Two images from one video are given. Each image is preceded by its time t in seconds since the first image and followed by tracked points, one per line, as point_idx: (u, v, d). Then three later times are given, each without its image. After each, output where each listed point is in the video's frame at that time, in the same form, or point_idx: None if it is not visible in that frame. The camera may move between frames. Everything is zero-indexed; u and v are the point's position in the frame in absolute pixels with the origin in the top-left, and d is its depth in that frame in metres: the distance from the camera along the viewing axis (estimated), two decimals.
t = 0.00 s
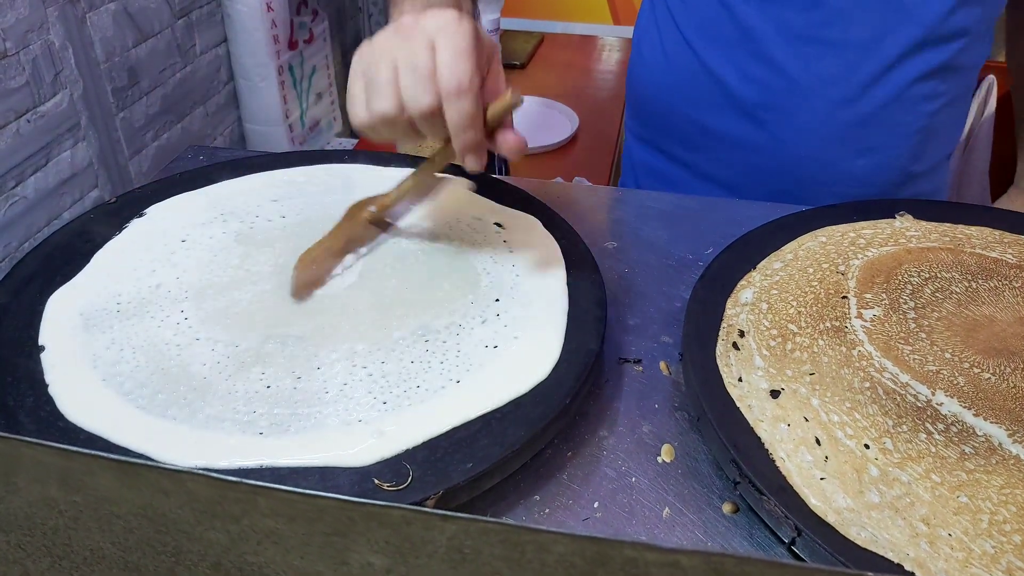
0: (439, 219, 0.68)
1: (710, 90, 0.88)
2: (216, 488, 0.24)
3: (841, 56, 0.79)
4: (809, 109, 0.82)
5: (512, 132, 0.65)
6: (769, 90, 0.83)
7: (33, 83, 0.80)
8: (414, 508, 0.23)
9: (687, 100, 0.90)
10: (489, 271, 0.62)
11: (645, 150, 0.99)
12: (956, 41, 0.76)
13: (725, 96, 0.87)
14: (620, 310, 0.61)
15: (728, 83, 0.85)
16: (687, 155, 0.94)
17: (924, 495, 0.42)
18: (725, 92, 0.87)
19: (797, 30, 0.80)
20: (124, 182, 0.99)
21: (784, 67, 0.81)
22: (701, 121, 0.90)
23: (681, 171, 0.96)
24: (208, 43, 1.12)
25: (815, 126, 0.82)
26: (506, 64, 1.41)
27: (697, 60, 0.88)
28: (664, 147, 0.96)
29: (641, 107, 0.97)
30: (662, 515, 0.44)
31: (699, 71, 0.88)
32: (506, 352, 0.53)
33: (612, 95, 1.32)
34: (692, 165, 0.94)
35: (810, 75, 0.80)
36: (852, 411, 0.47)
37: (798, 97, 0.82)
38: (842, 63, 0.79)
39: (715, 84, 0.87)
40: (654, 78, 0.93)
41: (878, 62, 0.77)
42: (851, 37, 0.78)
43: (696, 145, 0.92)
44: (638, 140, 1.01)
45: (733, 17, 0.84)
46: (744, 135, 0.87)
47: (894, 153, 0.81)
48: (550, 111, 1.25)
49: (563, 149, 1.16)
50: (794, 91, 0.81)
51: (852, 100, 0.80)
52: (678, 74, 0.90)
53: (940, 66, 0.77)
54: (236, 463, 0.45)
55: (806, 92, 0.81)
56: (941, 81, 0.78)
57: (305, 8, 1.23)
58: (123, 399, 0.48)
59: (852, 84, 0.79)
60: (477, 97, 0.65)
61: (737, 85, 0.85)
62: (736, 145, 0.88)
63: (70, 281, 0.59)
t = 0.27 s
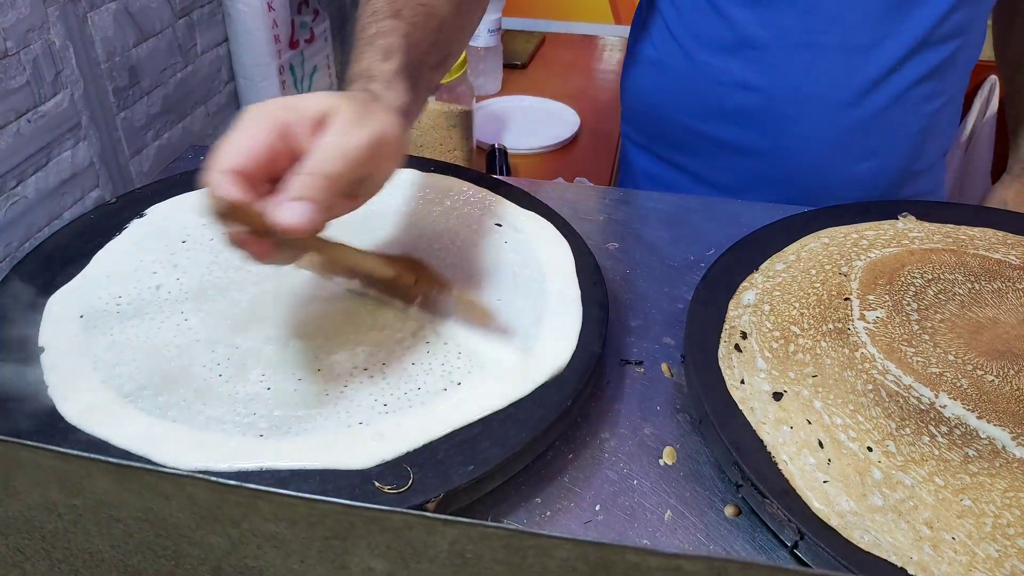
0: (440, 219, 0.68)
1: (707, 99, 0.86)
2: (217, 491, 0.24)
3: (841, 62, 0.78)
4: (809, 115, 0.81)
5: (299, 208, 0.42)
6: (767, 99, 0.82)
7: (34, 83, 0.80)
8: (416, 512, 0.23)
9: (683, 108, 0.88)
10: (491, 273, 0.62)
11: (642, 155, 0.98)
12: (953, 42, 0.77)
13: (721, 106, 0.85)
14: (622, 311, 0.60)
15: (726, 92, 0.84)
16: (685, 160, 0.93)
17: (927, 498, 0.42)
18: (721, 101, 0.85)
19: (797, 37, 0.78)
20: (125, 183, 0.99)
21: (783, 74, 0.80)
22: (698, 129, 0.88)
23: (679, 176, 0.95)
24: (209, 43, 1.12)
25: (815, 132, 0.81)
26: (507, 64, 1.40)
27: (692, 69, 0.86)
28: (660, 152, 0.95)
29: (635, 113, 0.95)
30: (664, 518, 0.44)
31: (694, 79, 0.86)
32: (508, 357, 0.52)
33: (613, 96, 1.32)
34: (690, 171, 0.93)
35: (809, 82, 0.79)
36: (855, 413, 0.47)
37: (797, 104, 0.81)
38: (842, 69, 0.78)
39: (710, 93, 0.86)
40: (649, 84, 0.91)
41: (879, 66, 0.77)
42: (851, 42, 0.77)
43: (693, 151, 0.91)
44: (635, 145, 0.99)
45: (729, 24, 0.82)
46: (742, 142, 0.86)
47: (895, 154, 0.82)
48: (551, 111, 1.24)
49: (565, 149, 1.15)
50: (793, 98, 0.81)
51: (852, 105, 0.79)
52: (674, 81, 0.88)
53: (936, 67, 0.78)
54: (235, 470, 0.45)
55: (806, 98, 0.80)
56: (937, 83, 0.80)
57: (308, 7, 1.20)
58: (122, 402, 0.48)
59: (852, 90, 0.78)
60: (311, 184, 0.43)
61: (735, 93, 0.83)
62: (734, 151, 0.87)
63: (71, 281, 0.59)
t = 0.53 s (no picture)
0: (440, 220, 0.68)
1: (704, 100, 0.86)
2: (216, 493, 0.24)
3: (840, 63, 0.78)
4: (806, 116, 0.81)
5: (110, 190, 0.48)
6: (766, 100, 0.82)
7: (34, 83, 0.80)
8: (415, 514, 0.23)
9: (681, 108, 0.88)
10: (490, 274, 0.62)
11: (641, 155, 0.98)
12: (949, 42, 0.77)
13: (719, 106, 0.85)
14: (622, 311, 0.60)
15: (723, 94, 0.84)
16: (684, 160, 0.93)
17: (928, 499, 0.42)
18: (720, 102, 0.85)
19: (795, 38, 0.78)
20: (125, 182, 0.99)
21: (781, 75, 0.80)
22: (697, 130, 0.88)
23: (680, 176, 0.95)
24: (209, 43, 1.12)
25: (814, 133, 0.81)
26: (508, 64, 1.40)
27: (690, 69, 0.86)
28: (660, 151, 0.96)
29: (635, 113, 0.95)
30: (664, 519, 0.44)
31: (692, 80, 0.86)
32: (507, 359, 0.52)
33: (614, 95, 1.31)
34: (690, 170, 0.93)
35: (808, 83, 0.79)
36: (856, 414, 0.47)
37: (796, 105, 0.81)
38: (841, 70, 0.78)
39: (708, 94, 0.85)
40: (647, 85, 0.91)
41: (876, 68, 0.77)
42: (848, 43, 0.77)
43: (692, 151, 0.92)
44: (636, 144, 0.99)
45: (727, 24, 0.82)
46: (740, 142, 0.86)
47: (893, 154, 0.82)
48: (551, 110, 1.24)
49: (565, 149, 1.15)
50: (792, 100, 0.80)
51: (851, 106, 0.79)
52: (672, 81, 0.88)
53: (935, 66, 0.78)
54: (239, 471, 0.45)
55: (803, 100, 0.80)
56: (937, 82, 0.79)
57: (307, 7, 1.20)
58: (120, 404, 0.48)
59: (851, 91, 0.78)
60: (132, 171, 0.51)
61: (732, 95, 0.83)
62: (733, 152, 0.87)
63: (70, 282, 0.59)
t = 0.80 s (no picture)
0: (441, 218, 0.68)
1: (706, 91, 0.87)
2: (214, 494, 0.24)
3: (838, 57, 0.78)
4: (805, 110, 0.81)
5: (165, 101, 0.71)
6: (764, 91, 0.82)
7: (33, 81, 0.80)
8: (413, 515, 0.23)
9: (682, 100, 0.89)
10: (489, 272, 0.61)
11: (642, 149, 0.99)
12: (952, 40, 0.75)
13: (718, 97, 0.87)
14: (621, 310, 0.60)
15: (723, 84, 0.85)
16: (686, 154, 0.94)
17: (928, 497, 0.42)
18: (719, 93, 0.86)
19: (793, 30, 0.79)
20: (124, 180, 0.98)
21: (778, 67, 0.81)
22: (698, 121, 0.89)
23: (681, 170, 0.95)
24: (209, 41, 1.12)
25: (812, 127, 0.81)
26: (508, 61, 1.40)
27: (690, 59, 0.87)
28: (661, 145, 0.96)
29: (639, 106, 0.96)
30: (663, 518, 0.44)
31: (691, 70, 0.87)
32: (505, 358, 0.52)
33: (614, 93, 1.31)
34: (691, 164, 0.94)
35: (805, 76, 0.80)
36: (855, 413, 0.47)
37: (794, 98, 0.81)
38: (839, 64, 0.78)
39: (707, 84, 0.87)
40: (652, 76, 0.92)
41: (874, 62, 0.77)
42: (847, 36, 0.77)
43: (694, 145, 0.92)
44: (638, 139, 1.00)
45: (726, 14, 0.84)
46: (738, 134, 0.86)
47: (891, 151, 0.81)
48: (551, 108, 1.24)
49: (565, 146, 1.15)
50: (790, 93, 0.81)
51: (849, 100, 0.79)
52: (673, 72, 0.89)
53: (937, 63, 0.76)
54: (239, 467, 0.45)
55: (802, 93, 0.80)
56: (939, 80, 0.77)
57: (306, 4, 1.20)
58: (118, 403, 0.48)
59: (848, 85, 0.78)
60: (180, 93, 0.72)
61: (732, 86, 0.84)
62: (731, 145, 0.88)
63: (68, 281, 0.59)
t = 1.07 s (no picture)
0: (445, 216, 0.68)
1: (713, 84, 0.88)
2: (215, 495, 0.24)
3: (842, 51, 0.77)
4: (809, 105, 0.81)
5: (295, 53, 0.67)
6: (770, 84, 0.83)
7: (37, 79, 0.80)
8: (414, 516, 0.23)
9: (689, 93, 0.90)
10: (492, 270, 0.61)
11: (648, 144, 0.99)
12: (961, 36, 0.73)
13: (725, 90, 0.87)
14: (624, 308, 0.60)
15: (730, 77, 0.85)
16: (692, 148, 0.94)
17: (932, 498, 0.42)
18: (726, 85, 0.86)
19: (798, 24, 0.79)
20: (127, 177, 0.98)
21: (783, 61, 0.81)
22: (705, 115, 0.89)
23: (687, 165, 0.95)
24: (212, 39, 1.12)
25: (816, 121, 0.81)
26: (511, 58, 1.40)
27: (698, 52, 0.88)
28: (667, 139, 0.96)
29: (646, 100, 0.96)
30: (666, 519, 0.44)
31: (699, 63, 0.88)
32: (507, 357, 0.52)
33: (617, 90, 1.31)
34: (697, 158, 0.94)
35: (810, 70, 0.80)
36: (860, 412, 0.47)
37: (798, 92, 0.81)
38: (843, 59, 0.78)
39: (715, 77, 0.87)
40: (659, 71, 0.92)
41: (880, 57, 0.76)
42: (852, 31, 0.76)
43: (700, 140, 0.92)
44: (644, 134, 1.00)
45: (734, 8, 0.84)
46: (744, 128, 0.86)
47: (897, 148, 0.79)
48: (554, 105, 1.24)
49: (568, 144, 1.15)
50: (794, 87, 0.81)
51: (852, 95, 0.78)
52: (681, 65, 0.89)
53: (945, 59, 0.74)
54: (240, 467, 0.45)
55: (806, 88, 0.80)
56: (948, 76, 0.75)
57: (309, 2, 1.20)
58: (121, 402, 0.48)
59: (853, 80, 0.78)
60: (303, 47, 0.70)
61: (739, 78, 0.85)
62: (736, 139, 0.88)
63: (71, 279, 0.59)
